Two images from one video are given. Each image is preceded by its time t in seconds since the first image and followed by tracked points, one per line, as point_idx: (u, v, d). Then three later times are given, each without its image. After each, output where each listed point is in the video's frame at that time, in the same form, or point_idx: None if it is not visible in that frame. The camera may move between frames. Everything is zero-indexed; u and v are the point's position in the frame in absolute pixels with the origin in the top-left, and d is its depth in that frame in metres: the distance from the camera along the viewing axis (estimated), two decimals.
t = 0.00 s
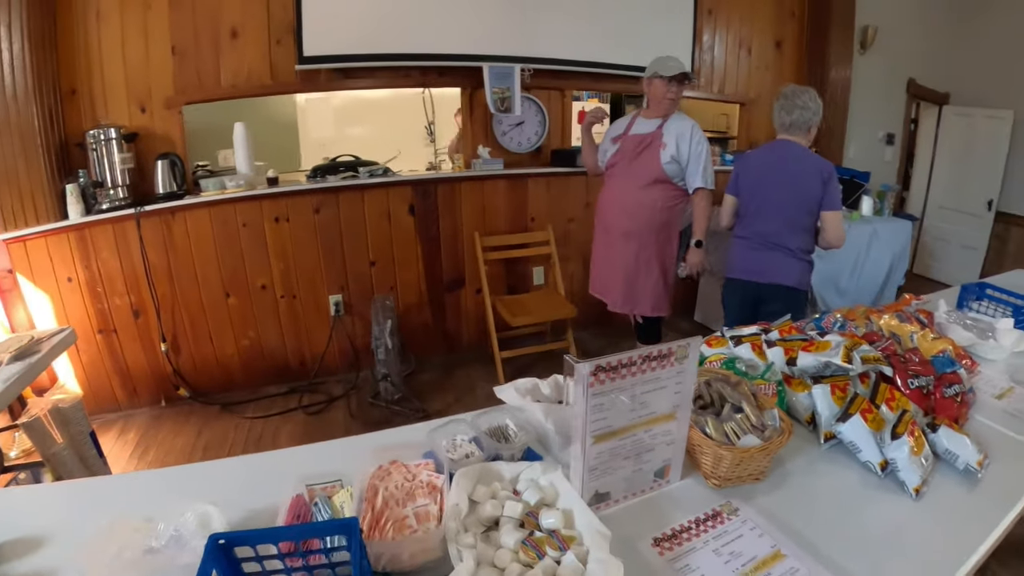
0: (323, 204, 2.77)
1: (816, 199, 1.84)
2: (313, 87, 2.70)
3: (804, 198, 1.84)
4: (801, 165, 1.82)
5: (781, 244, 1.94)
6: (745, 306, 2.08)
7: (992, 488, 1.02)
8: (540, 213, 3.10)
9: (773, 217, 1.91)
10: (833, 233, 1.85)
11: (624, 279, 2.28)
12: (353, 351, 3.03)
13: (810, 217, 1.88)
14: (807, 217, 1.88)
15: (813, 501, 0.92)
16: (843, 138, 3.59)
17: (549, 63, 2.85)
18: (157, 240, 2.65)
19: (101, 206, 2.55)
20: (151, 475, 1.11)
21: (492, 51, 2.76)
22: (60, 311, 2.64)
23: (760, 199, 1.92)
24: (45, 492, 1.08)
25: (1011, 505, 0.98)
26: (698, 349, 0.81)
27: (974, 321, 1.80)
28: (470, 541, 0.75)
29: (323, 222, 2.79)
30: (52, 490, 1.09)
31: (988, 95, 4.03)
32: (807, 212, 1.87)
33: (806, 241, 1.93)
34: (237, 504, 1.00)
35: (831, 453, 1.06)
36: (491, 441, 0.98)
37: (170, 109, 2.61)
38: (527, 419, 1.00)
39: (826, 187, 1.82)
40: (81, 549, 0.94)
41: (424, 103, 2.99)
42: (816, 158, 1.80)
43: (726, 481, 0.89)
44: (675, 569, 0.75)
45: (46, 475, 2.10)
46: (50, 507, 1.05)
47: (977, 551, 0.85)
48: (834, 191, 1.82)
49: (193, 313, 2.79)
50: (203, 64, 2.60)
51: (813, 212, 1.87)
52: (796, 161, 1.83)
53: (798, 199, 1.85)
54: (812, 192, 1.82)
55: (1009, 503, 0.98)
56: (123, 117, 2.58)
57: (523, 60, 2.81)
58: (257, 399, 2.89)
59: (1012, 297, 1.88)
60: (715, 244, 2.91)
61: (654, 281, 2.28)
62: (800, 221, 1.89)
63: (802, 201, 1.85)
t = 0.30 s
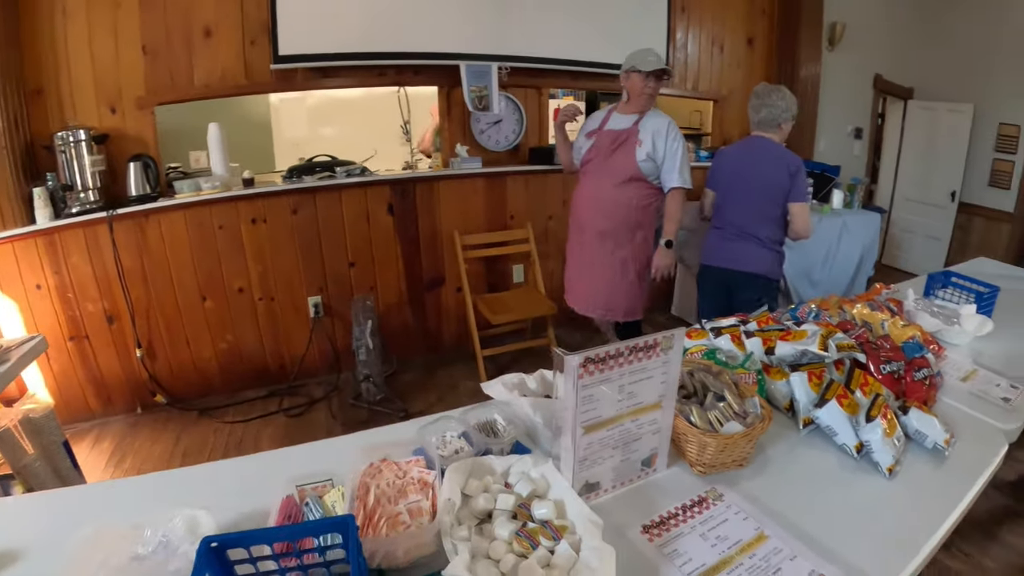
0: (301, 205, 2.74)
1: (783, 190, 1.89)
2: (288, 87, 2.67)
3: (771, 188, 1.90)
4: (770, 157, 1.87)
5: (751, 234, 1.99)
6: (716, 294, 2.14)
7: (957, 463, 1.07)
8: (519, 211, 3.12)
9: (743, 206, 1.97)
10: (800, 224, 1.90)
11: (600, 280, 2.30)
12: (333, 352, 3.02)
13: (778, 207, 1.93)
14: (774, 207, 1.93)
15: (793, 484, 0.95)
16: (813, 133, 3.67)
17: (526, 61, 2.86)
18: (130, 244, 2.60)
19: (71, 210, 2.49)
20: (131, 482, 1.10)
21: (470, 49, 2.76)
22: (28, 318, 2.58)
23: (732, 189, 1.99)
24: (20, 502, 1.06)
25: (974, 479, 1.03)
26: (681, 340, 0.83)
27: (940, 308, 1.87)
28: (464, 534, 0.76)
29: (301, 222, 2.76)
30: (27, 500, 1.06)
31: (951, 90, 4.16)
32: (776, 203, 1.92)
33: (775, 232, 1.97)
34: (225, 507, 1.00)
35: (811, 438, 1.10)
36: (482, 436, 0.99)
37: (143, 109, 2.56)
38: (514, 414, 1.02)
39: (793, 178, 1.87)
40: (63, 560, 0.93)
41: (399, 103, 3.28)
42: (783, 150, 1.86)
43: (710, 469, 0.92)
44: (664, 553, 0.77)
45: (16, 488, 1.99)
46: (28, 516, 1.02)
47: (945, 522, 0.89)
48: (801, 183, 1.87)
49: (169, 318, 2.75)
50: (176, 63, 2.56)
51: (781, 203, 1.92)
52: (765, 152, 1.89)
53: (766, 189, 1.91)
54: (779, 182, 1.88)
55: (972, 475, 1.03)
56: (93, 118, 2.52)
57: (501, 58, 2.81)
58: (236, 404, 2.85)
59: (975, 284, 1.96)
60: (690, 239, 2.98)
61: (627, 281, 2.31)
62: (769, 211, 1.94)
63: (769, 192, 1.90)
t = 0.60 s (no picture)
0: (272, 199, 2.70)
1: (744, 176, 1.94)
2: (258, 79, 2.62)
3: (731, 173, 1.95)
4: (732, 143, 1.93)
5: (715, 217, 2.04)
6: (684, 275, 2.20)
7: (921, 443, 1.09)
8: (494, 202, 3.11)
9: (707, 190, 2.03)
10: (761, 206, 1.93)
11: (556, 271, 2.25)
12: (308, 346, 2.99)
13: (740, 192, 1.98)
14: (735, 192, 1.98)
15: (757, 465, 0.96)
16: (786, 122, 3.71)
17: (499, 51, 2.84)
18: (98, 241, 2.55)
19: (35, 207, 2.42)
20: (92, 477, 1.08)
21: (442, 39, 2.73)
22: None
23: (697, 174, 2.05)
24: None
25: (937, 458, 1.04)
26: (643, 323, 0.83)
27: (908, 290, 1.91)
28: (427, 519, 0.76)
29: (273, 216, 2.72)
30: None
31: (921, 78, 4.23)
32: (737, 188, 1.97)
33: (737, 216, 2.02)
34: (189, 498, 0.99)
35: (777, 420, 1.11)
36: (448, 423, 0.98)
37: (108, 104, 2.50)
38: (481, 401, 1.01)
39: (753, 164, 1.91)
40: (20, 556, 0.91)
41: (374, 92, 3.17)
42: (744, 137, 1.91)
43: (675, 451, 0.92)
44: (627, 535, 0.78)
45: None
46: None
47: (906, 502, 0.90)
48: (761, 169, 1.91)
49: (140, 315, 2.69)
50: (141, 57, 2.50)
51: (741, 188, 1.96)
52: (727, 139, 1.94)
53: (727, 174, 1.96)
54: (738, 167, 1.93)
55: (934, 455, 1.05)
56: (55, 114, 2.45)
57: (474, 48, 2.79)
58: (211, 400, 2.82)
59: (941, 267, 2.01)
60: (663, 227, 3.00)
61: (585, 278, 2.23)
62: (731, 196, 1.99)
63: (730, 177, 1.96)
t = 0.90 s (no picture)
0: (241, 191, 2.66)
1: (724, 161, 1.92)
2: (226, 71, 2.57)
3: (710, 158, 1.94)
4: (709, 128, 1.91)
5: (696, 201, 2.04)
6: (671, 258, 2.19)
7: (885, 436, 1.06)
8: (467, 192, 3.08)
9: (689, 175, 2.02)
10: (739, 189, 1.90)
11: (487, 262, 2.10)
12: (281, 340, 2.96)
13: (721, 177, 1.96)
14: (716, 177, 1.96)
15: (710, 457, 0.94)
16: (766, 109, 3.69)
17: (471, 39, 2.80)
18: (68, 237, 2.49)
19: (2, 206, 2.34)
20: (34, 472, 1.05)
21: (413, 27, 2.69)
22: None
23: (681, 158, 2.04)
24: None
25: (899, 452, 1.02)
26: (581, 312, 0.80)
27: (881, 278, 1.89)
28: (354, 513, 0.74)
29: (242, 209, 2.69)
30: None
31: (902, 64, 4.21)
32: (717, 173, 1.95)
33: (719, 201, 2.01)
34: (129, 492, 0.96)
35: (732, 410, 1.09)
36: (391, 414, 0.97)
37: (74, 99, 2.44)
38: (424, 392, 1.00)
39: (731, 149, 1.89)
40: None
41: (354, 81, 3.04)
42: (722, 122, 1.88)
43: (622, 443, 0.90)
44: (563, 529, 0.75)
45: None
46: None
47: (862, 498, 0.88)
48: (738, 154, 1.88)
49: (111, 312, 2.65)
50: (107, 51, 2.44)
51: (721, 173, 1.95)
52: (706, 124, 1.92)
53: (706, 159, 1.95)
54: (716, 152, 1.91)
55: (896, 448, 1.02)
56: (20, 110, 2.38)
57: (443, 36, 2.75)
58: (185, 396, 2.79)
59: (916, 253, 2.00)
60: (642, 216, 3.02)
61: (521, 269, 2.08)
62: (712, 181, 1.98)
63: (709, 161, 1.94)
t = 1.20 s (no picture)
0: (193, 181, 2.60)
1: (712, 141, 1.88)
2: (176, 57, 2.50)
3: (699, 138, 1.89)
4: (697, 107, 1.87)
5: (683, 181, 2.00)
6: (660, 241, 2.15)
7: (819, 426, 1.01)
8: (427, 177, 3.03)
9: (677, 155, 1.98)
10: (730, 171, 1.88)
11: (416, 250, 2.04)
12: (238, 331, 2.92)
13: (709, 157, 1.92)
14: (704, 157, 1.92)
15: (624, 450, 0.90)
16: (738, 90, 3.64)
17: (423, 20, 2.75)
18: (20, 231, 2.42)
19: None
20: None
21: (367, 9, 2.64)
22: None
23: (668, 138, 1.99)
24: None
25: (832, 445, 0.96)
26: (466, 300, 0.78)
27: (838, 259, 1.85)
28: (225, 503, 0.71)
29: (196, 198, 2.63)
30: None
31: (879, 42, 4.15)
32: (705, 153, 1.91)
33: (709, 181, 1.97)
34: (14, 480, 0.89)
35: (651, 399, 1.05)
36: (288, 404, 0.94)
37: (21, 90, 2.35)
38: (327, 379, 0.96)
39: (720, 129, 1.85)
40: None
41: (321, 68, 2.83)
42: (710, 101, 1.84)
43: (521, 435, 0.87)
44: (441, 527, 0.72)
45: None
46: None
47: (787, 497, 0.82)
48: (728, 133, 1.84)
49: (68, 304, 2.60)
50: (53, 42, 2.35)
51: (710, 153, 1.90)
52: (694, 103, 1.88)
53: (695, 139, 1.90)
54: (705, 132, 1.87)
55: (829, 440, 0.96)
56: None
57: (395, 17, 2.71)
58: (144, 386, 2.76)
59: (877, 233, 1.95)
60: (606, 198, 3.00)
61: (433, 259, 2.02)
62: (700, 160, 1.93)
63: (697, 141, 1.90)
